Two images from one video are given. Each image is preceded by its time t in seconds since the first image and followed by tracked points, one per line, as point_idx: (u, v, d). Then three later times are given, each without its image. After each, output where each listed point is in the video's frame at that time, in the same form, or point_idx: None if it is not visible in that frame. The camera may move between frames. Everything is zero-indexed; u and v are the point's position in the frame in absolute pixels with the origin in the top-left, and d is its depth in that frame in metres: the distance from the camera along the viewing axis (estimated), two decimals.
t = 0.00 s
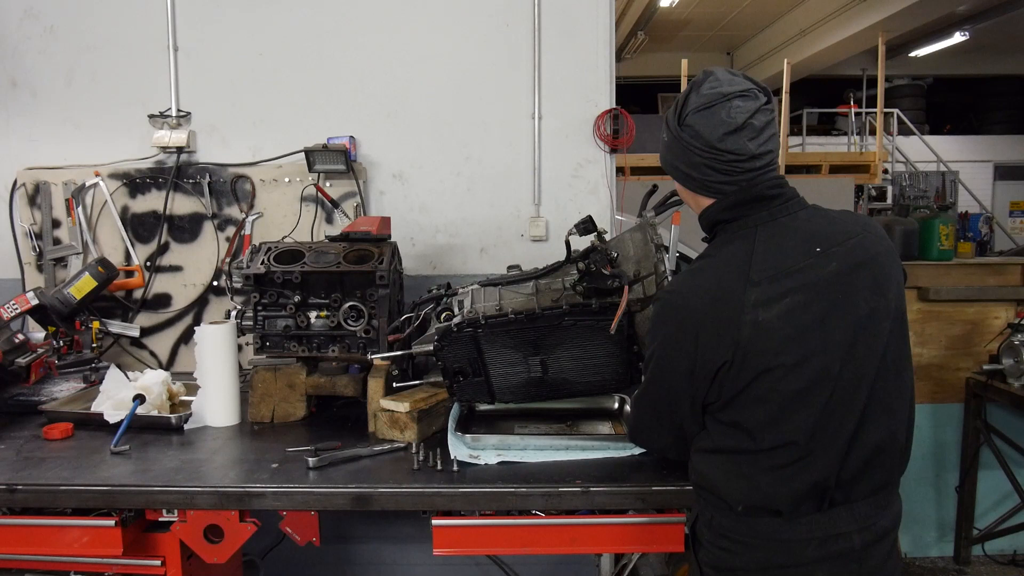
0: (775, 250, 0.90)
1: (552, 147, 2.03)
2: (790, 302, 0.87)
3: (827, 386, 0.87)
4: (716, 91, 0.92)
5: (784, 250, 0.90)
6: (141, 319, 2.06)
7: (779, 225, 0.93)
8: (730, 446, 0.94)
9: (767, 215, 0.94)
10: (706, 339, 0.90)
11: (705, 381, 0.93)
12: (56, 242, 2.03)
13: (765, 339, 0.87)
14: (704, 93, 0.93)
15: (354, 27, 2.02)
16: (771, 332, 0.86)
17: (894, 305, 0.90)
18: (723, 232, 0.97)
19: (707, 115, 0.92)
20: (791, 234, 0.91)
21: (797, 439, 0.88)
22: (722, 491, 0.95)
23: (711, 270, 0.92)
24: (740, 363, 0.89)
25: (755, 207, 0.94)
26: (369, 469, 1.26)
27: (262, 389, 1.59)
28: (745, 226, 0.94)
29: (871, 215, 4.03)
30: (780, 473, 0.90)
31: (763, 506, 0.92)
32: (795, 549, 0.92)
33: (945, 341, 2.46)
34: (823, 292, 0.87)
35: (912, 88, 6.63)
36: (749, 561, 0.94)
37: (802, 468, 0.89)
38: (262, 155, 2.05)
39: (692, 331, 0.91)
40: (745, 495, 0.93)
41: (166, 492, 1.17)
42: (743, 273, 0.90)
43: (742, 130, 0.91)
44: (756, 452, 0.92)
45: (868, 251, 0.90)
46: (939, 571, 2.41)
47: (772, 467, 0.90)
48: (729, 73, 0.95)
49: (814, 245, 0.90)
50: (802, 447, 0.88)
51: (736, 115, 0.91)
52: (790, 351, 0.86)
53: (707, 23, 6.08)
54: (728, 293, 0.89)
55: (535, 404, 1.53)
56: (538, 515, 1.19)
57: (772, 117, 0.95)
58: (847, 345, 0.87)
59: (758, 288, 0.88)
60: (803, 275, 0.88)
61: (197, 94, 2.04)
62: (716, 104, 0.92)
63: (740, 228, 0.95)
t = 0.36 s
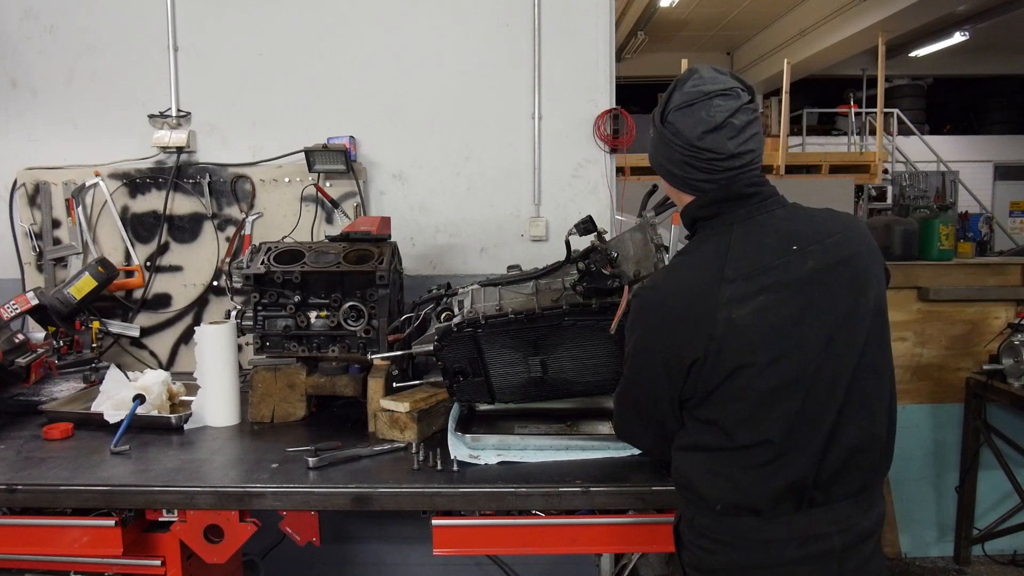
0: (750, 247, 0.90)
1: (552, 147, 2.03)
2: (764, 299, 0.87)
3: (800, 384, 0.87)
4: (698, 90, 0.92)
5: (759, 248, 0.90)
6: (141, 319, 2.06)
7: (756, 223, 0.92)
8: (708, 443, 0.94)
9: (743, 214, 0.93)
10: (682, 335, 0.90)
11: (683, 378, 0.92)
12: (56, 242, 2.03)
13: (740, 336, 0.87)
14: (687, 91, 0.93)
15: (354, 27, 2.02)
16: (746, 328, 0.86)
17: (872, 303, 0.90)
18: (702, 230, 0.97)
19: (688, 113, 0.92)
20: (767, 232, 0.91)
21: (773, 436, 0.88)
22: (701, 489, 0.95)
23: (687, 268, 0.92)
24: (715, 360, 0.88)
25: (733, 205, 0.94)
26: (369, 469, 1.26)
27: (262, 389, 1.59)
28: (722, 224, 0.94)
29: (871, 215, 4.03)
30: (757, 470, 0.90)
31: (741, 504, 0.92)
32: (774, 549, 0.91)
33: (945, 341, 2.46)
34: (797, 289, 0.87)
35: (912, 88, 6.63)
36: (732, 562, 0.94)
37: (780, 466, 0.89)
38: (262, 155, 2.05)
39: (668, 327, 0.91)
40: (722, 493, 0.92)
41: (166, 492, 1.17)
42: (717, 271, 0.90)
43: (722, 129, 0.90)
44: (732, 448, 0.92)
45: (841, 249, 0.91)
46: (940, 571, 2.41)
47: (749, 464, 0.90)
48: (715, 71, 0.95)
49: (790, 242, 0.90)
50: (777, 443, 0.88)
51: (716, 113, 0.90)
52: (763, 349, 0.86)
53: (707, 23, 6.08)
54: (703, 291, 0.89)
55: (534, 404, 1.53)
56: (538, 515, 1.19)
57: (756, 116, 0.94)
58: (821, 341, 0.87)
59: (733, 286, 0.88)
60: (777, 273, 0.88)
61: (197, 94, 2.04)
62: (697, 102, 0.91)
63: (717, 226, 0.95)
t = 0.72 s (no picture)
0: (749, 235, 0.90)
1: (552, 147, 2.03)
2: (773, 286, 0.87)
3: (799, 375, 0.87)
4: (667, 86, 0.91)
5: (756, 237, 0.90)
6: (141, 319, 2.06)
7: (744, 214, 0.92)
8: (714, 443, 0.88)
9: (729, 205, 0.92)
10: (710, 326, 0.82)
11: (706, 375, 0.84)
12: (56, 242, 2.03)
13: (762, 323, 0.84)
14: (656, 88, 0.92)
15: (354, 27, 2.02)
16: (766, 316, 0.85)
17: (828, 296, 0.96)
18: (684, 225, 0.93)
19: (658, 109, 0.90)
20: (754, 224, 0.92)
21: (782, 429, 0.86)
22: (706, 493, 0.89)
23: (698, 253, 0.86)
24: (737, 351, 0.84)
25: (716, 198, 0.92)
26: (369, 469, 1.26)
27: (262, 389, 1.59)
28: (710, 215, 0.91)
29: (871, 215, 4.04)
30: (766, 464, 0.87)
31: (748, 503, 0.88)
32: (772, 548, 0.90)
33: (945, 341, 2.46)
34: (791, 281, 0.89)
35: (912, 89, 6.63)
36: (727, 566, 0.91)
37: (781, 460, 0.88)
38: (262, 155, 2.05)
39: (698, 313, 0.82)
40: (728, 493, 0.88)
41: (166, 492, 1.17)
42: (728, 256, 0.87)
43: (691, 125, 0.89)
44: (737, 445, 0.87)
45: (811, 247, 0.95)
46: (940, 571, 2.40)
47: (756, 460, 0.87)
48: (684, 70, 0.94)
49: (773, 235, 0.92)
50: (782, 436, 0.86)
51: (686, 109, 0.89)
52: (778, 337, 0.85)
53: (707, 24, 6.08)
54: (720, 278, 0.85)
55: (535, 404, 1.53)
56: (538, 515, 1.19)
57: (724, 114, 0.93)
58: (808, 333, 0.89)
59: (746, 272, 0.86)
60: (776, 260, 0.89)
61: (197, 94, 2.04)
62: (665, 98, 0.90)
63: (705, 217, 0.91)
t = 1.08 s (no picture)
0: (790, 244, 0.90)
1: (552, 147, 2.03)
2: (804, 296, 0.87)
3: (825, 388, 0.87)
4: (747, 84, 0.91)
5: (799, 247, 0.90)
6: (141, 319, 2.06)
7: (796, 222, 0.92)
8: (730, 438, 0.93)
9: (784, 212, 0.93)
10: (718, 328, 0.89)
11: (712, 373, 0.91)
12: (56, 242, 2.03)
13: (777, 332, 0.86)
14: (736, 85, 0.92)
15: (354, 27, 2.02)
16: (783, 326, 0.86)
17: (894, 314, 0.92)
18: (739, 226, 0.96)
19: (736, 106, 0.91)
20: (806, 233, 0.91)
21: (796, 436, 0.88)
22: (716, 485, 0.95)
23: (726, 258, 0.91)
24: (748, 353, 0.88)
25: (771, 203, 0.93)
26: (369, 469, 1.26)
27: (262, 389, 1.59)
28: (762, 220, 0.93)
29: (871, 215, 4.04)
30: (777, 468, 0.90)
31: (755, 500, 0.92)
32: (782, 546, 0.92)
33: (945, 341, 2.46)
34: (833, 293, 0.87)
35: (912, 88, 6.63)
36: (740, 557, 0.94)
37: (797, 466, 0.89)
38: (262, 155, 2.05)
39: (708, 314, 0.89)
40: (736, 487, 0.93)
41: (166, 493, 1.17)
42: (758, 263, 0.89)
43: (767, 126, 0.89)
44: (752, 444, 0.91)
45: (872, 254, 0.92)
46: (939, 571, 2.40)
47: (768, 462, 0.90)
48: (765, 68, 0.94)
49: (827, 246, 0.90)
50: (798, 442, 0.88)
51: (763, 109, 0.89)
52: (798, 345, 0.86)
53: (707, 24, 6.08)
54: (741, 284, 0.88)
55: (535, 404, 1.53)
56: (538, 515, 1.19)
57: (802, 116, 0.93)
58: (849, 348, 0.88)
59: (773, 280, 0.88)
60: (817, 271, 0.88)
61: (197, 94, 2.04)
62: (745, 97, 0.90)
63: (758, 222, 0.94)
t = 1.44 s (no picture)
0: (788, 243, 0.90)
1: (552, 147, 2.03)
2: (801, 294, 0.87)
3: (822, 387, 0.87)
4: (749, 83, 0.91)
5: (796, 245, 0.90)
6: (141, 319, 2.06)
7: (794, 221, 0.92)
8: (728, 437, 0.93)
9: (782, 211, 0.93)
10: (715, 327, 0.89)
11: (710, 372, 0.91)
12: (56, 242, 2.03)
13: (774, 331, 0.86)
14: (738, 83, 0.92)
15: (354, 27, 2.02)
16: (780, 325, 0.86)
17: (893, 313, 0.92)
18: (738, 225, 0.96)
19: (736, 105, 0.91)
20: (804, 232, 0.91)
21: (795, 435, 0.88)
22: (715, 485, 0.95)
23: (723, 257, 0.91)
24: (746, 352, 0.88)
25: (770, 202, 0.93)
26: (369, 469, 1.26)
27: (262, 389, 1.59)
28: (760, 220, 0.93)
29: (871, 215, 4.04)
30: (776, 467, 0.90)
31: (754, 499, 0.92)
32: (780, 547, 0.92)
33: (945, 341, 2.46)
34: (831, 292, 0.87)
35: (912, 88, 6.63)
36: (738, 557, 0.94)
37: (795, 465, 0.89)
38: (262, 155, 2.05)
39: (706, 313, 0.89)
40: (735, 486, 0.93)
41: (166, 492, 1.17)
42: (756, 261, 0.89)
43: (768, 125, 0.89)
44: (751, 443, 0.91)
45: (871, 253, 0.92)
46: (939, 571, 2.40)
47: (767, 462, 0.90)
48: (767, 68, 0.94)
49: (825, 245, 0.90)
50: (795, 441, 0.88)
51: (764, 108, 0.89)
52: (795, 343, 0.86)
53: (707, 24, 6.08)
54: (738, 283, 0.88)
55: (535, 404, 1.53)
56: (538, 515, 1.19)
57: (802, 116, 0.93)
58: (846, 346, 0.88)
59: (771, 278, 0.88)
60: (814, 270, 0.88)
61: (197, 94, 2.04)
62: (747, 95, 0.90)
63: (755, 222, 0.94)
